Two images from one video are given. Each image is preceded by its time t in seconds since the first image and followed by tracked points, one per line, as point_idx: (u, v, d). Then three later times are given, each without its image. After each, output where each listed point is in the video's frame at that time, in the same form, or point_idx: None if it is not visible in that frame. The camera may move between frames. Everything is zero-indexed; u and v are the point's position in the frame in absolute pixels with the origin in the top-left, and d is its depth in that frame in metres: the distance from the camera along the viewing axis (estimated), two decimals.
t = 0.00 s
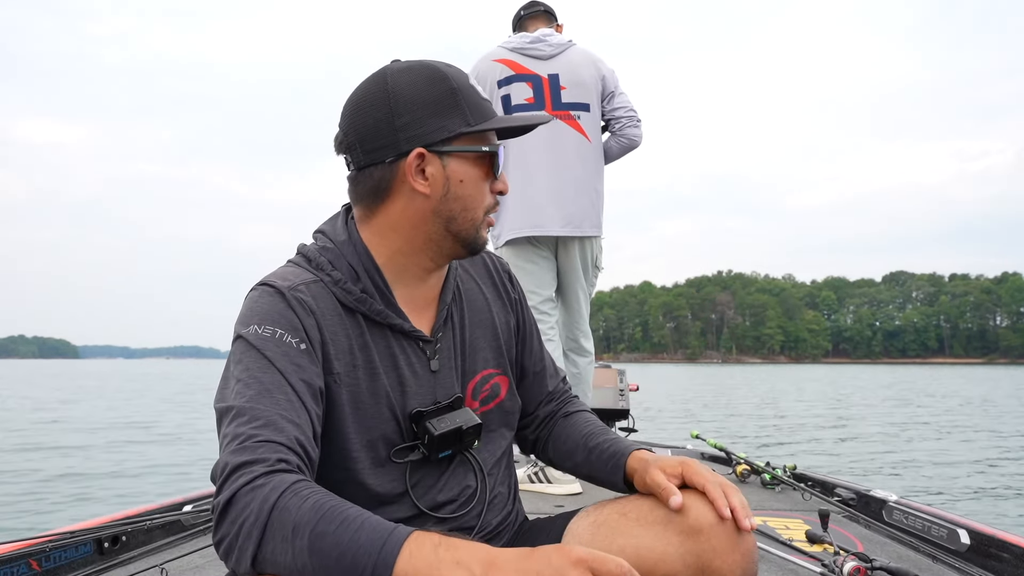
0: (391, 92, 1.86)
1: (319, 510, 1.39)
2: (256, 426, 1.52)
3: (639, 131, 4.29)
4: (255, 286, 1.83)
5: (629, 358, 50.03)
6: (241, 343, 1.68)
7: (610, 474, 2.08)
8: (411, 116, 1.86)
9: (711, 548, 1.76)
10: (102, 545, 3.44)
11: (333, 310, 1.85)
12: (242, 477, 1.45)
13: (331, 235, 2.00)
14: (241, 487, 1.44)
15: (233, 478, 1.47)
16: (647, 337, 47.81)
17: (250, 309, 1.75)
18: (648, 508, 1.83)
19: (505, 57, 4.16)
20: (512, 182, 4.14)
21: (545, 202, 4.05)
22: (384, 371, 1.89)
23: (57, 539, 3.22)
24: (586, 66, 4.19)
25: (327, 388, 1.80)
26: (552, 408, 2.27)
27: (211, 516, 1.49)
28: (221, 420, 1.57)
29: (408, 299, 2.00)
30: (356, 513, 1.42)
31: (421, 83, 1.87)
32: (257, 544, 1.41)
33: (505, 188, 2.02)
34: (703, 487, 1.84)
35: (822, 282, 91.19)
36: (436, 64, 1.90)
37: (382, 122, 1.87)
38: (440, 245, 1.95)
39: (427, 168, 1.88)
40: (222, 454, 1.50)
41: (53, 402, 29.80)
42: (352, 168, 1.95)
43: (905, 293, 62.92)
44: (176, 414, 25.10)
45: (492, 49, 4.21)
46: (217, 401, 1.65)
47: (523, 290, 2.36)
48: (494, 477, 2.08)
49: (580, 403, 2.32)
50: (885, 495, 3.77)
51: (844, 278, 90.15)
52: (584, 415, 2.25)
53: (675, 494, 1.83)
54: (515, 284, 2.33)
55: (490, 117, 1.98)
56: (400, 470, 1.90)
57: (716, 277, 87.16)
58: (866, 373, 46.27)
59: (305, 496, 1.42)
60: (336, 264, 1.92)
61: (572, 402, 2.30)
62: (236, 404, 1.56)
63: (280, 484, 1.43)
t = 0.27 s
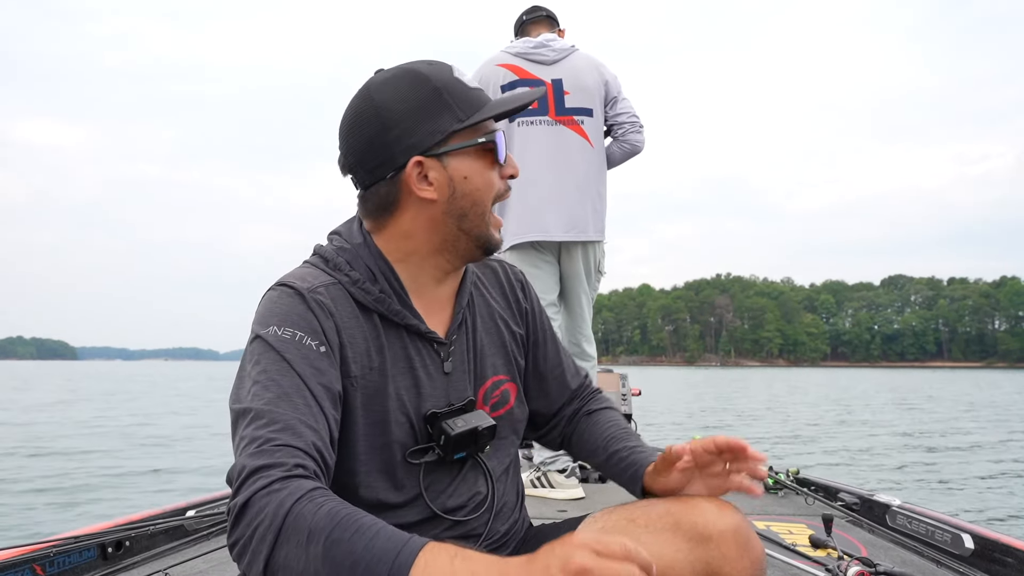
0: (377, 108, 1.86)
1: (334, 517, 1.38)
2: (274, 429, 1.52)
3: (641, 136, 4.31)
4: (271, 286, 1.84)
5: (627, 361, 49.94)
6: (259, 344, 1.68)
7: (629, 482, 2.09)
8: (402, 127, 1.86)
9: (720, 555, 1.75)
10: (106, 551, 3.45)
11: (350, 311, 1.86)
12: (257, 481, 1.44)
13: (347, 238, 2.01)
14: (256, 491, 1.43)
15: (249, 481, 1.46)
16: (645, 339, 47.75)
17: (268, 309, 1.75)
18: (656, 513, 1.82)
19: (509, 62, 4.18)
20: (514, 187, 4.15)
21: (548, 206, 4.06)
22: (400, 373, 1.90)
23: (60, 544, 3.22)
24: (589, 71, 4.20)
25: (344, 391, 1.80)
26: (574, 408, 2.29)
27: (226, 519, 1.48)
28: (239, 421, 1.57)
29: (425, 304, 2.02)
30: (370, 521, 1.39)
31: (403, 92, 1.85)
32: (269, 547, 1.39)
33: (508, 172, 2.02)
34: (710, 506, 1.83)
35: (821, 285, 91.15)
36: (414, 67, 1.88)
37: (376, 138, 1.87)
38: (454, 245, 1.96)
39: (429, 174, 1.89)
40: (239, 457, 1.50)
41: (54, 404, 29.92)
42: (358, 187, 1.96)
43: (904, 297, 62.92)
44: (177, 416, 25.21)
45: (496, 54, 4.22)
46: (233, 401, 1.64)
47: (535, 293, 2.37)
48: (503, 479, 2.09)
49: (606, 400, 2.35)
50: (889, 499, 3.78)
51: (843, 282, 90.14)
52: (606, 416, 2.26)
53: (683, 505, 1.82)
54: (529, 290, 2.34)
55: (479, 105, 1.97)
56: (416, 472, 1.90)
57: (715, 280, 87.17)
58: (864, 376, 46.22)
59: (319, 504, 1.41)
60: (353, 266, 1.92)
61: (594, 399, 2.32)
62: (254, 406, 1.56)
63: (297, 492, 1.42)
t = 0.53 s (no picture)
0: (375, 122, 1.88)
1: (308, 504, 1.38)
2: (260, 436, 1.53)
3: (643, 140, 4.30)
4: (270, 295, 1.88)
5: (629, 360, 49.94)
6: (253, 353, 1.71)
7: (685, 420, 2.04)
8: (389, 146, 1.86)
9: (724, 556, 1.74)
10: (110, 553, 3.45)
11: (346, 320, 1.87)
12: (244, 484, 1.46)
13: (349, 246, 2.04)
14: (242, 492, 1.46)
15: (236, 489, 1.48)
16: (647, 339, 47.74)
17: (264, 318, 1.78)
18: (660, 513, 1.81)
19: (512, 65, 4.18)
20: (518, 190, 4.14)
21: (551, 210, 4.06)
22: (396, 382, 1.89)
23: (65, 546, 3.23)
24: (592, 75, 4.20)
25: (340, 398, 1.82)
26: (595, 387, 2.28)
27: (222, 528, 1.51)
28: (232, 429, 1.60)
29: (420, 316, 2.02)
30: (344, 501, 1.39)
31: (401, 115, 1.84)
32: (258, 547, 1.41)
33: (500, 222, 1.89)
34: (716, 505, 1.81)
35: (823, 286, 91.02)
36: (421, 90, 1.84)
37: (368, 150, 1.91)
38: (428, 273, 1.95)
39: (403, 199, 1.88)
40: (229, 465, 1.53)
41: (57, 403, 30.00)
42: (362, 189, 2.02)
43: (906, 298, 62.84)
44: (179, 415, 25.26)
45: (499, 56, 4.22)
46: (228, 409, 1.68)
47: (541, 293, 2.34)
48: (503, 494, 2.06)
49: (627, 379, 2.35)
50: (894, 502, 3.77)
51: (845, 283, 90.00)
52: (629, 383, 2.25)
53: (690, 504, 1.81)
54: (533, 292, 2.30)
55: (476, 147, 1.85)
56: (409, 485, 1.90)
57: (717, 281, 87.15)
58: (866, 377, 46.16)
59: (295, 495, 1.41)
60: (349, 275, 1.95)
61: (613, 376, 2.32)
62: (244, 415, 1.58)
63: (275, 488, 1.43)
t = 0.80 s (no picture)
0: (370, 112, 1.91)
1: (273, 521, 1.39)
2: (247, 439, 1.56)
3: (643, 140, 4.30)
4: (273, 291, 1.89)
5: (629, 362, 49.86)
6: (251, 349, 1.73)
7: (687, 456, 1.97)
8: (380, 131, 1.88)
9: (727, 560, 1.69)
10: (112, 553, 3.45)
11: (346, 316, 1.87)
12: (226, 489, 1.50)
13: (354, 241, 2.03)
14: (223, 498, 1.50)
15: (222, 491, 1.52)
16: (648, 340, 47.64)
17: (263, 314, 1.79)
18: (661, 517, 1.77)
19: (513, 65, 4.17)
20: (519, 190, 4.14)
21: (552, 211, 4.06)
22: (394, 380, 1.89)
23: (68, 547, 3.23)
24: (592, 75, 4.20)
25: (337, 395, 1.82)
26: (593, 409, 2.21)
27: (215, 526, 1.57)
28: (226, 428, 1.63)
29: (418, 311, 1.99)
30: (309, 516, 1.38)
31: (390, 97, 1.86)
32: (236, 559, 1.44)
33: (490, 190, 1.88)
34: (717, 505, 1.75)
35: (824, 287, 90.87)
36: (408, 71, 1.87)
37: (365, 139, 1.93)
38: (423, 254, 1.92)
39: (394, 179, 1.89)
40: (220, 465, 1.56)
41: (59, 405, 30.06)
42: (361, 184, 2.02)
43: (907, 298, 62.69)
44: (181, 417, 25.30)
45: (500, 56, 4.22)
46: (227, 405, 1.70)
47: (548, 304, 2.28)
48: (502, 502, 2.01)
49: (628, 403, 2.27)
50: (897, 504, 3.75)
51: (846, 283, 89.86)
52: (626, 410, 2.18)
53: (689, 508, 1.76)
54: (539, 303, 2.25)
55: (463, 118, 1.85)
56: (404, 485, 1.88)
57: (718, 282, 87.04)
58: (867, 378, 46.07)
59: (263, 509, 1.42)
60: (352, 269, 1.95)
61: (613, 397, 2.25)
62: (237, 414, 1.60)
63: (248, 499, 1.44)
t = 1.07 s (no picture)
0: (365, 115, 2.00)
1: (282, 510, 1.39)
2: (257, 432, 1.56)
3: (645, 138, 4.29)
4: (282, 286, 1.90)
5: (629, 362, 49.86)
6: (260, 345, 1.73)
7: (699, 442, 1.95)
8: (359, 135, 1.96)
9: (730, 557, 1.69)
10: (115, 551, 3.46)
11: (354, 312, 1.88)
12: (236, 482, 1.50)
13: (361, 237, 2.04)
14: (233, 491, 1.50)
15: (231, 485, 1.52)
16: (648, 340, 47.63)
17: (272, 309, 1.80)
18: (665, 515, 1.77)
19: (515, 63, 4.17)
20: (521, 189, 4.13)
21: (554, 209, 4.06)
22: (402, 376, 1.89)
23: (70, 544, 3.23)
24: (594, 73, 4.20)
25: (344, 390, 1.82)
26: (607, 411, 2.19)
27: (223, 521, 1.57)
28: (235, 422, 1.63)
29: (422, 307, 1.99)
30: (318, 507, 1.39)
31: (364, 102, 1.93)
32: (244, 550, 1.45)
33: (429, 193, 1.84)
34: (717, 503, 1.77)
35: (824, 286, 90.78)
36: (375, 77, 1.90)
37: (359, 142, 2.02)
38: (388, 255, 1.96)
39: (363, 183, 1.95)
40: (229, 458, 1.56)
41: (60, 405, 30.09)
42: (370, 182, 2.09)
43: (907, 298, 62.64)
44: (182, 417, 25.34)
45: (502, 54, 4.21)
46: (236, 399, 1.70)
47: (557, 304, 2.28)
48: (507, 499, 2.01)
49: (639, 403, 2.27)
50: (899, 503, 3.76)
51: (846, 282, 89.79)
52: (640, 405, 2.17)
53: (692, 506, 1.77)
54: (549, 301, 2.25)
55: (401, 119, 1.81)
56: (407, 482, 1.88)
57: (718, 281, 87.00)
58: (867, 377, 46.03)
59: (273, 499, 1.42)
60: (359, 265, 1.95)
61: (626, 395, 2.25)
62: (247, 409, 1.60)
63: (258, 490, 1.45)
